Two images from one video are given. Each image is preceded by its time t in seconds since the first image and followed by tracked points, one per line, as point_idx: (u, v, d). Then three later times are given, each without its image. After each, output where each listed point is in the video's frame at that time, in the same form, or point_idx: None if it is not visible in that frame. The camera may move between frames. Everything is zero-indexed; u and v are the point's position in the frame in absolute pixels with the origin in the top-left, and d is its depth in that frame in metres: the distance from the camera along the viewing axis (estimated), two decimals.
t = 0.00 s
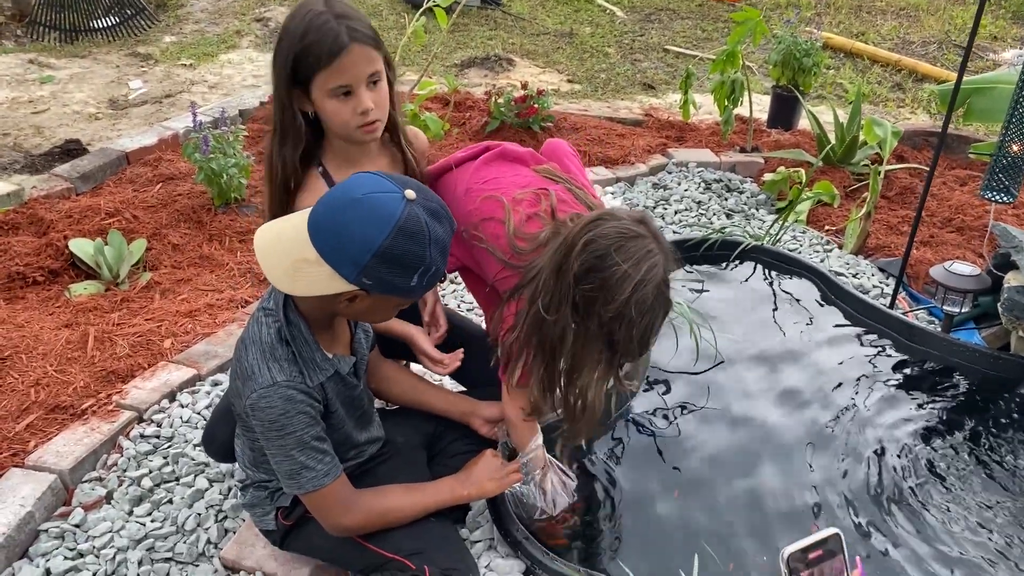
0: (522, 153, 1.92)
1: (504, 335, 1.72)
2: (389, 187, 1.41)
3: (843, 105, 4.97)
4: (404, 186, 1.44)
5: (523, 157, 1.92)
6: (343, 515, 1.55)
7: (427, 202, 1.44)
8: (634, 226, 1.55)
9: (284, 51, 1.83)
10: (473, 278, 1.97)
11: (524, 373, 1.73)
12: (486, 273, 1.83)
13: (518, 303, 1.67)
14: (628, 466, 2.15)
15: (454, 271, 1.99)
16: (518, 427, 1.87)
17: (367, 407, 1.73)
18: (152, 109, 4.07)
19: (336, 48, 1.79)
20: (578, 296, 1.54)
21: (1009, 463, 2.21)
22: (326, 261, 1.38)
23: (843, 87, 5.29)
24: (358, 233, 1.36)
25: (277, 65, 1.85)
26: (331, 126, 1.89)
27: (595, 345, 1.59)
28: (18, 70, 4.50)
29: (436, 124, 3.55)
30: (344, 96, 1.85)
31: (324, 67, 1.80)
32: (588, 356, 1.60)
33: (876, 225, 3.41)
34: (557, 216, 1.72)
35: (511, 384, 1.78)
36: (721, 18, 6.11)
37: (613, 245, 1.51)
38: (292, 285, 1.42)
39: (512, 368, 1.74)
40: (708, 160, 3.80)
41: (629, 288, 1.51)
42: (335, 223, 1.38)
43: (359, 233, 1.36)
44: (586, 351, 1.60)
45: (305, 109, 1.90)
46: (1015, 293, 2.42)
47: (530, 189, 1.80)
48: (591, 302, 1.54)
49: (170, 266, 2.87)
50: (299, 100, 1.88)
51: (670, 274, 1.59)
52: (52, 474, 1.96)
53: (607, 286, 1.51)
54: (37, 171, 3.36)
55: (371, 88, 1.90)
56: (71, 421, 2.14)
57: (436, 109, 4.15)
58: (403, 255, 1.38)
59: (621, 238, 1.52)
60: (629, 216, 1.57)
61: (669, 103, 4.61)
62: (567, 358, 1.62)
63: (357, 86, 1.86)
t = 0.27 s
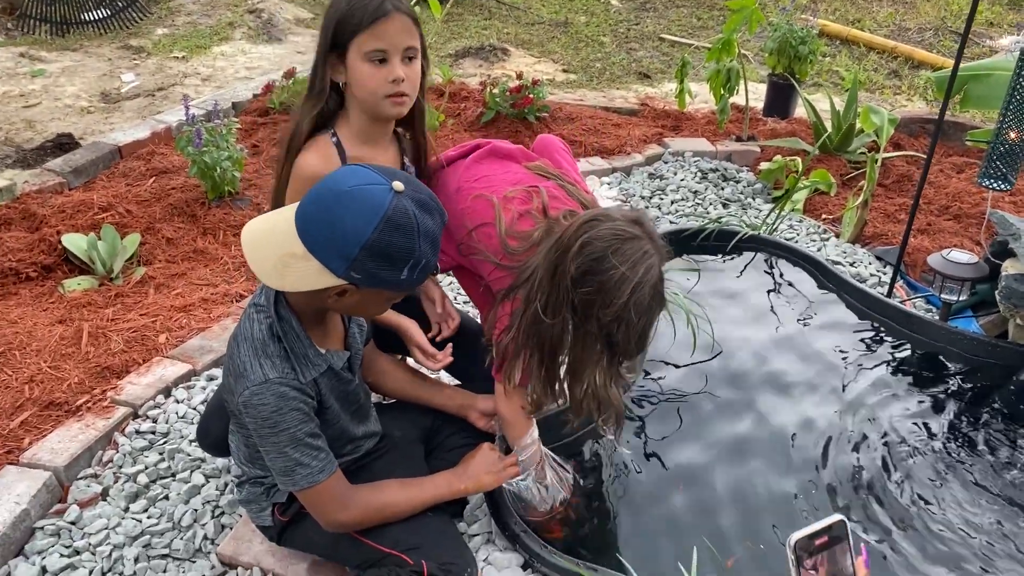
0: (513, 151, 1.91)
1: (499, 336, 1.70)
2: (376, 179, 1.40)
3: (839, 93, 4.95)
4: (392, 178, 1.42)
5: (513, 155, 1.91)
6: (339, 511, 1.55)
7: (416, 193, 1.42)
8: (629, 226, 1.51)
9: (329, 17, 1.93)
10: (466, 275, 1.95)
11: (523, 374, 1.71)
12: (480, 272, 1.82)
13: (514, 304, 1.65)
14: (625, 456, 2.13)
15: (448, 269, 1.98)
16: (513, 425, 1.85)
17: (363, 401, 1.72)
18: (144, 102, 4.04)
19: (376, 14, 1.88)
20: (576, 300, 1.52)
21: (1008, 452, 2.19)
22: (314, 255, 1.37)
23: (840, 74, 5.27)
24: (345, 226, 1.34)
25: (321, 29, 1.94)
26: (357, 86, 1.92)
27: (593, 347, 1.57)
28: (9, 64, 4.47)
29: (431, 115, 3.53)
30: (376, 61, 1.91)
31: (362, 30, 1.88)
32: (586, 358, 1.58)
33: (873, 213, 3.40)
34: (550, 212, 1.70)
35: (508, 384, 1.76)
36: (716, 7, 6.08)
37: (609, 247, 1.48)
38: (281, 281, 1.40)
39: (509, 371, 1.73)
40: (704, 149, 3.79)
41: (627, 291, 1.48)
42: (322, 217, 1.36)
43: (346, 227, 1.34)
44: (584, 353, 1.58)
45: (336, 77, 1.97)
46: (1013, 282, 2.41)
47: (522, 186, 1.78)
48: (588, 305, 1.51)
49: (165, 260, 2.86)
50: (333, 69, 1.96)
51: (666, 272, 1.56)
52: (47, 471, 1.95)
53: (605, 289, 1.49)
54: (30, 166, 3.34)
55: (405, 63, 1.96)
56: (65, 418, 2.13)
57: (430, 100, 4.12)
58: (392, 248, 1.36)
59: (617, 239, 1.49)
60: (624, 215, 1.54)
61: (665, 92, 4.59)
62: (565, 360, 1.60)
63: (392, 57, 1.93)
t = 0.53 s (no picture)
0: (506, 142, 1.89)
1: (488, 330, 1.69)
2: (349, 161, 1.38)
3: (835, 80, 4.92)
4: (367, 159, 1.40)
5: (507, 146, 1.89)
6: (336, 509, 1.53)
7: (392, 173, 1.39)
8: (620, 223, 1.50)
9: None
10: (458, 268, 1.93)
11: (510, 369, 1.70)
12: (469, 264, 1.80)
13: (502, 298, 1.64)
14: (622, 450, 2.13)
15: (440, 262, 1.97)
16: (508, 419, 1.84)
17: (359, 396, 1.70)
18: (136, 96, 4.01)
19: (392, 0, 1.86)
20: (564, 296, 1.51)
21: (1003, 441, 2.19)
22: (290, 242, 1.37)
23: (836, 61, 5.24)
24: (315, 208, 1.34)
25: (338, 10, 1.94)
26: (366, 68, 1.90)
27: (580, 344, 1.56)
28: None
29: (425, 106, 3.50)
30: (387, 45, 1.89)
31: (380, 14, 1.86)
32: (572, 354, 1.58)
33: (870, 201, 3.39)
34: (540, 206, 1.68)
35: (496, 378, 1.76)
36: None
37: (599, 243, 1.47)
38: (259, 269, 1.40)
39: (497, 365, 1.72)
40: (700, 138, 3.77)
41: (616, 288, 1.47)
42: (295, 202, 1.36)
43: (317, 209, 1.34)
44: (570, 349, 1.57)
45: (347, 60, 1.96)
46: (1011, 267, 2.40)
47: (514, 179, 1.76)
48: (576, 302, 1.50)
49: (158, 255, 2.84)
50: (344, 51, 1.95)
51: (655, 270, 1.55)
52: (41, 470, 1.94)
53: (593, 286, 1.48)
54: (21, 161, 3.31)
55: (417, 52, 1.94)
56: (59, 415, 2.12)
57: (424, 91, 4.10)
58: (365, 229, 1.33)
59: (607, 235, 1.48)
60: (614, 212, 1.53)
61: (660, 81, 4.57)
62: (551, 356, 1.59)
63: (407, 44, 1.91)
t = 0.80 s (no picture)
0: (507, 132, 1.84)
1: (494, 327, 1.64)
2: (308, 131, 1.38)
3: (838, 65, 4.87)
4: (327, 128, 1.39)
5: (508, 136, 1.84)
6: (338, 508, 1.50)
7: (351, 137, 1.37)
8: (630, 216, 1.46)
9: None
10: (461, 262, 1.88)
11: (518, 366, 1.66)
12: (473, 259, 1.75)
13: (509, 295, 1.60)
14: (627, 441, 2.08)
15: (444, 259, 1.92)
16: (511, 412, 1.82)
17: (363, 393, 1.66)
18: (130, 89, 3.96)
19: None
20: (574, 292, 1.47)
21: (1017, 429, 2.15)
22: (259, 222, 1.38)
23: (837, 46, 5.18)
24: (273, 180, 1.35)
25: None
26: (357, 53, 1.87)
27: (590, 341, 1.52)
28: None
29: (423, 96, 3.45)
30: (378, 29, 1.86)
31: None
32: (582, 351, 1.54)
33: (875, 186, 3.34)
34: (546, 198, 1.63)
35: (502, 376, 1.71)
36: None
37: (609, 237, 1.43)
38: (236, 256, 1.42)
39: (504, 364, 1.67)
40: (702, 125, 3.72)
41: (628, 283, 1.43)
42: (260, 180, 1.38)
43: (274, 180, 1.34)
44: (581, 346, 1.54)
45: (332, 45, 1.91)
46: (1020, 253, 2.34)
47: (518, 171, 1.71)
48: (587, 298, 1.47)
49: (153, 250, 2.79)
50: (329, 36, 1.91)
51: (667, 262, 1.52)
52: (35, 471, 1.90)
53: (605, 282, 1.44)
54: (13, 157, 3.26)
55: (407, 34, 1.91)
56: (54, 415, 2.08)
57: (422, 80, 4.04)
58: (320, 192, 1.32)
59: (617, 229, 1.43)
60: (623, 205, 1.48)
61: (660, 68, 4.51)
62: (561, 353, 1.56)
63: (398, 28, 1.89)
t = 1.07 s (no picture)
0: (505, 122, 1.76)
1: (497, 325, 1.56)
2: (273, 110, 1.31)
3: (843, 49, 4.77)
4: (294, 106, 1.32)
5: (506, 125, 1.76)
6: (334, 514, 1.42)
7: (321, 112, 1.30)
8: (640, 207, 1.39)
9: None
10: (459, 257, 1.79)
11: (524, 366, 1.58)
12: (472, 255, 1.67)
13: (512, 293, 1.52)
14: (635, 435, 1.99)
15: (443, 256, 1.83)
16: (515, 412, 1.74)
17: (357, 392, 1.58)
18: (121, 81, 3.87)
19: None
20: (584, 289, 1.40)
21: None
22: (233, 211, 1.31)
23: (842, 29, 5.08)
24: (240, 162, 1.27)
25: None
26: (335, 37, 1.75)
27: (602, 339, 1.46)
28: None
29: (420, 84, 3.36)
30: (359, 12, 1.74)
31: None
32: (593, 349, 1.47)
33: (885, 172, 3.26)
34: (548, 189, 1.55)
35: (507, 377, 1.63)
36: None
37: (620, 231, 1.35)
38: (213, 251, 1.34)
39: (510, 364, 1.60)
40: (706, 111, 3.63)
41: (642, 279, 1.37)
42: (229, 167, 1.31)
43: (241, 163, 1.27)
44: (592, 345, 1.47)
45: (304, 27, 1.78)
46: None
47: (517, 161, 1.63)
48: (598, 295, 1.40)
49: (145, 246, 2.71)
50: (301, 18, 1.77)
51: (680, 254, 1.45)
52: (21, 478, 1.83)
53: (617, 278, 1.37)
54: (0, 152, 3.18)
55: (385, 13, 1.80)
56: (41, 419, 2.01)
57: (418, 69, 3.95)
58: (289, 168, 1.24)
59: (628, 222, 1.36)
60: (633, 195, 1.41)
61: (662, 54, 4.41)
62: (570, 352, 1.49)
63: (376, 7, 1.77)
